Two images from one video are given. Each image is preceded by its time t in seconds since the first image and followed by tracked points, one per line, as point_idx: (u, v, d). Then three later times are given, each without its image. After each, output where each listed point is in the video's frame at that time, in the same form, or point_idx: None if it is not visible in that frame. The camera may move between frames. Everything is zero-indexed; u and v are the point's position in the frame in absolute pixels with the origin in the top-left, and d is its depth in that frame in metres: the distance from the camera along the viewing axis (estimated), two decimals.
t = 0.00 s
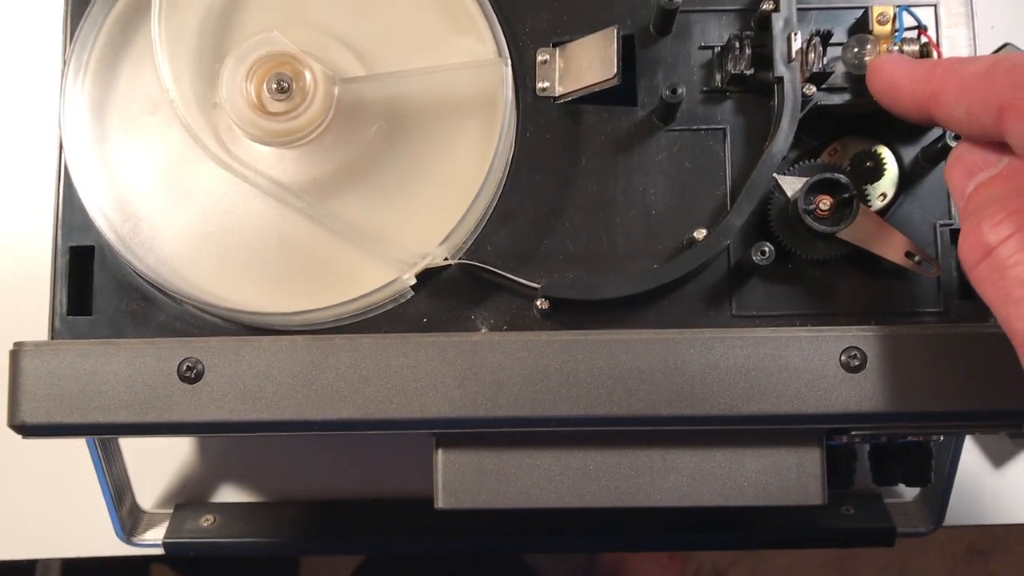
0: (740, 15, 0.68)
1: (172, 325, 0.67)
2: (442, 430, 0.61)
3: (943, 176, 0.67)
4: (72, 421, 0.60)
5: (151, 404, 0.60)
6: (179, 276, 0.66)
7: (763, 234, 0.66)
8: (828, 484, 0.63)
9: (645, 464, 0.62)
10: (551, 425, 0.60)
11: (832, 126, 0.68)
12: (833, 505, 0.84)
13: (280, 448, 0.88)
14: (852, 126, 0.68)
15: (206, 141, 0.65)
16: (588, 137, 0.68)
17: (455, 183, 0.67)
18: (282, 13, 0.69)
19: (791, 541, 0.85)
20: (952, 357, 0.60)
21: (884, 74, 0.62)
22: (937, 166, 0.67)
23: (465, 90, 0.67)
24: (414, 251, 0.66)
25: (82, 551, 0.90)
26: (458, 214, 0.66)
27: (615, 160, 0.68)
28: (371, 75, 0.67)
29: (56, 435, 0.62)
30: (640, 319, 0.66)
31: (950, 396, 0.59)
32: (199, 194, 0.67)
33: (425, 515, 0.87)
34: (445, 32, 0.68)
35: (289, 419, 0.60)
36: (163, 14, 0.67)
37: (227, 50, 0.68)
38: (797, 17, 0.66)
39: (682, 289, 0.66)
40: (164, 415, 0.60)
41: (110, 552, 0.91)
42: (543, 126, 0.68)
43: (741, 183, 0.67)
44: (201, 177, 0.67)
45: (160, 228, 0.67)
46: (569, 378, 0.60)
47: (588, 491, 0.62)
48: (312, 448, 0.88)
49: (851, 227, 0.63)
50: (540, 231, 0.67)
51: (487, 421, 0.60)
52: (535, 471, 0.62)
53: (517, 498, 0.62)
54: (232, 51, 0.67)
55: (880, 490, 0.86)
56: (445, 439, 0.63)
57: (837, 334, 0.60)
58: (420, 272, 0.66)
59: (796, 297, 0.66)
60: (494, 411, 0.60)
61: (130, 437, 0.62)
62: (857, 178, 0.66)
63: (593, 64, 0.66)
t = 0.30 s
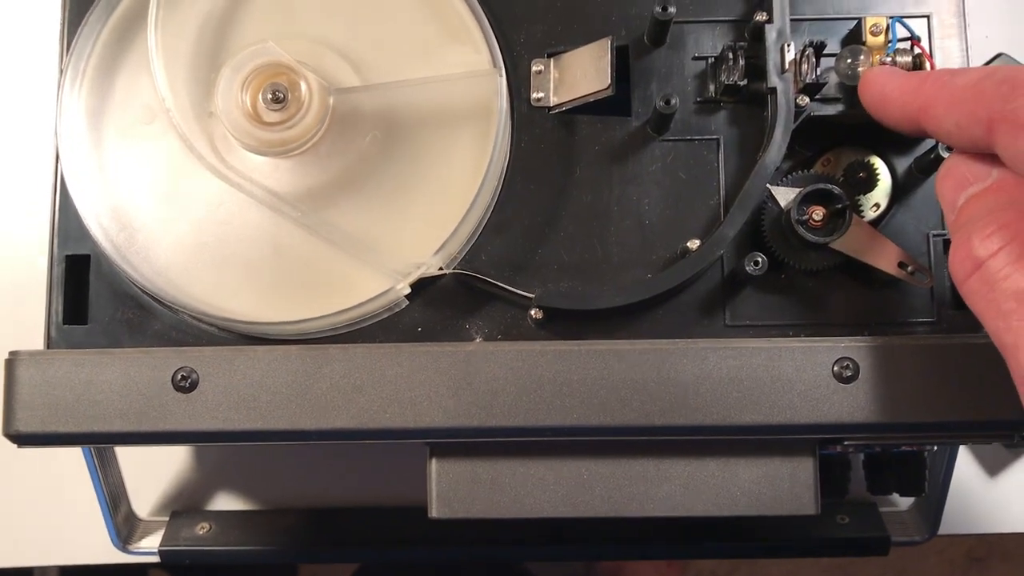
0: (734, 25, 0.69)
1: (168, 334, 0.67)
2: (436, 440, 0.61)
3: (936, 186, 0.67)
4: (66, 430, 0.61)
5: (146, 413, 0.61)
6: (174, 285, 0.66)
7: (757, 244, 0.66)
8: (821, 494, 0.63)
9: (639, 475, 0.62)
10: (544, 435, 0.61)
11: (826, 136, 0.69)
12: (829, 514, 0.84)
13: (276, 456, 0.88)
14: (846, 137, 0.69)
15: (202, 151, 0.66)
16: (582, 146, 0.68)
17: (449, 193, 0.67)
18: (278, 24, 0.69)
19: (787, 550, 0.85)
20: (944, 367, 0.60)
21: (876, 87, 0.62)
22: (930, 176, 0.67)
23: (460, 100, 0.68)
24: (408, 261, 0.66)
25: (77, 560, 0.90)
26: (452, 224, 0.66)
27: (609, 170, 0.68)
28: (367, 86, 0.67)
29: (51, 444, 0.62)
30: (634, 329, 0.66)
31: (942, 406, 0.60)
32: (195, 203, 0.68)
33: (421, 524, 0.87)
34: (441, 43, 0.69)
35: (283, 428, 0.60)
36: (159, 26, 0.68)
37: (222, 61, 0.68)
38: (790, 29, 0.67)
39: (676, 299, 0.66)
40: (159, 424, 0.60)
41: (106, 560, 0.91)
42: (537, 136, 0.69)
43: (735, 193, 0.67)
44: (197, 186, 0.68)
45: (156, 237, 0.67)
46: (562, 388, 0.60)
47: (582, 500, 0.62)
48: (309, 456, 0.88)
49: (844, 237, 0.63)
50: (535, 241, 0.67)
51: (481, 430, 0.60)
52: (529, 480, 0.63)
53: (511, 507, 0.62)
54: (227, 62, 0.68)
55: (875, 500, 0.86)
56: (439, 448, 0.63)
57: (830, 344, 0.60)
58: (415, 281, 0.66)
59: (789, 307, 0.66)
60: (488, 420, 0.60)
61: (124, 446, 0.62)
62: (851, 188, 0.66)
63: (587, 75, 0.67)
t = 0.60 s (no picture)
0: (731, 39, 0.69)
1: (165, 344, 0.68)
2: (430, 451, 0.61)
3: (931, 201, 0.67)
4: (62, 440, 0.61)
5: (141, 423, 0.61)
6: (171, 295, 0.67)
7: (752, 257, 0.67)
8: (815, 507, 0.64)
9: (633, 487, 0.63)
10: (538, 447, 0.61)
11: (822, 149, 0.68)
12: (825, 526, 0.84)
13: (274, 463, 0.89)
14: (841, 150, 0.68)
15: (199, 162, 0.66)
16: (578, 159, 0.69)
17: (445, 205, 0.68)
18: (277, 37, 0.70)
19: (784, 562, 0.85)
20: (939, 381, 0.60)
21: (801, 106, 0.60)
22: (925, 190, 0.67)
23: (455, 113, 0.69)
24: (404, 272, 0.67)
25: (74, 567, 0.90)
26: (448, 235, 0.67)
27: (605, 183, 0.68)
28: (364, 99, 0.68)
29: (47, 454, 0.62)
30: (629, 341, 0.66)
31: (936, 420, 0.60)
32: (192, 214, 0.68)
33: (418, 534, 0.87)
34: (438, 56, 0.70)
35: (278, 439, 0.60)
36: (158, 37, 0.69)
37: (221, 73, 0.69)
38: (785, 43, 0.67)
39: (671, 312, 0.66)
40: (154, 435, 0.61)
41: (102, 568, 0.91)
42: (533, 149, 0.69)
43: (730, 206, 0.67)
44: (194, 197, 0.68)
45: (154, 248, 0.68)
46: (558, 400, 0.60)
47: (577, 511, 0.62)
48: (307, 464, 0.89)
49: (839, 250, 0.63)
50: (531, 253, 0.68)
51: (475, 443, 0.60)
52: (523, 492, 0.63)
53: (506, 519, 0.62)
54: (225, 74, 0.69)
55: (870, 512, 0.86)
56: (434, 460, 0.63)
57: (823, 359, 0.61)
58: (411, 292, 0.66)
59: (785, 320, 0.66)
60: (482, 432, 0.60)
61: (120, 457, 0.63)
62: (847, 202, 0.66)
63: (584, 88, 0.67)
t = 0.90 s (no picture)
0: (728, 55, 0.70)
1: (163, 355, 0.68)
2: (426, 464, 0.62)
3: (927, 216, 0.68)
4: (60, 450, 0.61)
5: (139, 435, 0.61)
6: (171, 307, 0.67)
7: (747, 273, 0.67)
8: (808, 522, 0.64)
9: (627, 501, 0.63)
10: (533, 461, 0.61)
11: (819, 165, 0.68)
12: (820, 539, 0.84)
13: (272, 472, 0.89)
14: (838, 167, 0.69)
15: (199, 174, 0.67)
16: (575, 174, 0.69)
17: (443, 219, 0.68)
18: (278, 50, 0.71)
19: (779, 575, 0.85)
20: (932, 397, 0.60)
21: (755, 138, 0.61)
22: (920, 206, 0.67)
23: (453, 126, 0.69)
24: (402, 284, 0.67)
25: None
26: (445, 248, 0.67)
27: (601, 197, 0.69)
28: (364, 112, 0.69)
29: (45, 464, 0.62)
30: (625, 355, 0.66)
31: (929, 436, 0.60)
32: (191, 226, 0.69)
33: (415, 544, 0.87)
34: (437, 70, 0.70)
35: (275, 452, 0.61)
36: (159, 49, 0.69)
37: (221, 86, 0.70)
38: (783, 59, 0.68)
39: (668, 327, 0.67)
40: (151, 446, 0.61)
41: None
42: (531, 163, 0.69)
43: (726, 221, 0.67)
44: (194, 209, 0.69)
45: (153, 260, 0.68)
46: (555, 413, 0.61)
47: (571, 525, 0.63)
48: (305, 473, 0.89)
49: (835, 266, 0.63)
50: (528, 266, 0.68)
51: (470, 456, 0.61)
52: (518, 505, 0.63)
53: (500, 532, 0.62)
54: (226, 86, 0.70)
55: (865, 526, 0.86)
56: (429, 472, 0.63)
57: (817, 374, 0.61)
58: (409, 305, 0.67)
59: (782, 335, 0.66)
60: (478, 446, 0.60)
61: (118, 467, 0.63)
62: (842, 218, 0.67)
63: (581, 103, 0.68)
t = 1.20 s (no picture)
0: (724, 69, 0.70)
1: (158, 363, 0.68)
2: (418, 475, 0.62)
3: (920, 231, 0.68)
4: (55, 459, 0.61)
5: (132, 443, 0.61)
6: (166, 315, 0.68)
7: (741, 286, 0.67)
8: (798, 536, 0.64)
9: (619, 513, 0.63)
10: (525, 473, 0.61)
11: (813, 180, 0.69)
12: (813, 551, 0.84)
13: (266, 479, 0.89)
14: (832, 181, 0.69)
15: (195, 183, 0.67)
16: (570, 186, 0.69)
17: (438, 229, 0.69)
18: (275, 59, 0.71)
19: None
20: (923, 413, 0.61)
21: (747, 150, 0.62)
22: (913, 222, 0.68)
23: (449, 137, 0.70)
24: (397, 294, 0.67)
25: None
26: (440, 258, 0.68)
27: (596, 210, 0.69)
28: (360, 123, 0.69)
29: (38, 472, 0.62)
30: (619, 367, 0.67)
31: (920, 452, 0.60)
32: (187, 234, 0.69)
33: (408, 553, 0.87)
34: (434, 81, 0.71)
35: (267, 462, 0.61)
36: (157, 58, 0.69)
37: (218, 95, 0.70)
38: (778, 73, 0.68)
39: (661, 339, 0.67)
40: (145, 455, 0.61)
41: None
42: (526, 175, 0.70)
43: (721, 234, 0.68)
44: (191, 217, 0.69)
45: (149, 268, 0.68)
46: (548, 426, 0.61)
47: (563, 537, 0.63)
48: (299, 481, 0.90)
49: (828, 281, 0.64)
50: (522, 278, 0.68)
51: (462, 467, 0.61)
52: (510, 517, 0.63)
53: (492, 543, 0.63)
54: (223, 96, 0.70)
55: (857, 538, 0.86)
56: (422, 483, 0.63)
57: (809, 389, 0.61)
58: (404, 315, 0.67)
59: (775, 349, 0.66)
60: (470, 457, 0.61)
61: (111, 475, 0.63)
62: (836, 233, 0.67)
63: (576, 115, 0.68)
